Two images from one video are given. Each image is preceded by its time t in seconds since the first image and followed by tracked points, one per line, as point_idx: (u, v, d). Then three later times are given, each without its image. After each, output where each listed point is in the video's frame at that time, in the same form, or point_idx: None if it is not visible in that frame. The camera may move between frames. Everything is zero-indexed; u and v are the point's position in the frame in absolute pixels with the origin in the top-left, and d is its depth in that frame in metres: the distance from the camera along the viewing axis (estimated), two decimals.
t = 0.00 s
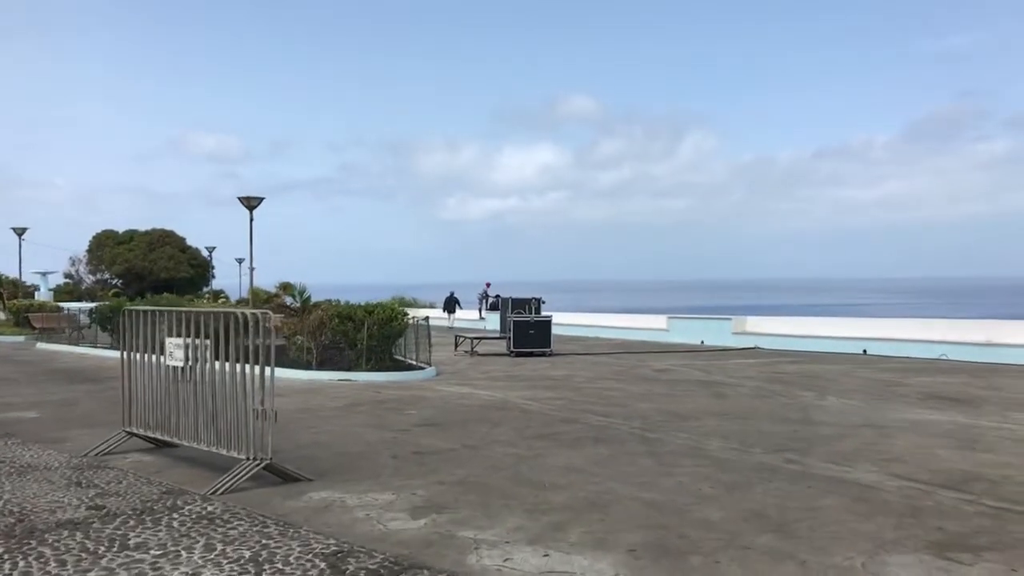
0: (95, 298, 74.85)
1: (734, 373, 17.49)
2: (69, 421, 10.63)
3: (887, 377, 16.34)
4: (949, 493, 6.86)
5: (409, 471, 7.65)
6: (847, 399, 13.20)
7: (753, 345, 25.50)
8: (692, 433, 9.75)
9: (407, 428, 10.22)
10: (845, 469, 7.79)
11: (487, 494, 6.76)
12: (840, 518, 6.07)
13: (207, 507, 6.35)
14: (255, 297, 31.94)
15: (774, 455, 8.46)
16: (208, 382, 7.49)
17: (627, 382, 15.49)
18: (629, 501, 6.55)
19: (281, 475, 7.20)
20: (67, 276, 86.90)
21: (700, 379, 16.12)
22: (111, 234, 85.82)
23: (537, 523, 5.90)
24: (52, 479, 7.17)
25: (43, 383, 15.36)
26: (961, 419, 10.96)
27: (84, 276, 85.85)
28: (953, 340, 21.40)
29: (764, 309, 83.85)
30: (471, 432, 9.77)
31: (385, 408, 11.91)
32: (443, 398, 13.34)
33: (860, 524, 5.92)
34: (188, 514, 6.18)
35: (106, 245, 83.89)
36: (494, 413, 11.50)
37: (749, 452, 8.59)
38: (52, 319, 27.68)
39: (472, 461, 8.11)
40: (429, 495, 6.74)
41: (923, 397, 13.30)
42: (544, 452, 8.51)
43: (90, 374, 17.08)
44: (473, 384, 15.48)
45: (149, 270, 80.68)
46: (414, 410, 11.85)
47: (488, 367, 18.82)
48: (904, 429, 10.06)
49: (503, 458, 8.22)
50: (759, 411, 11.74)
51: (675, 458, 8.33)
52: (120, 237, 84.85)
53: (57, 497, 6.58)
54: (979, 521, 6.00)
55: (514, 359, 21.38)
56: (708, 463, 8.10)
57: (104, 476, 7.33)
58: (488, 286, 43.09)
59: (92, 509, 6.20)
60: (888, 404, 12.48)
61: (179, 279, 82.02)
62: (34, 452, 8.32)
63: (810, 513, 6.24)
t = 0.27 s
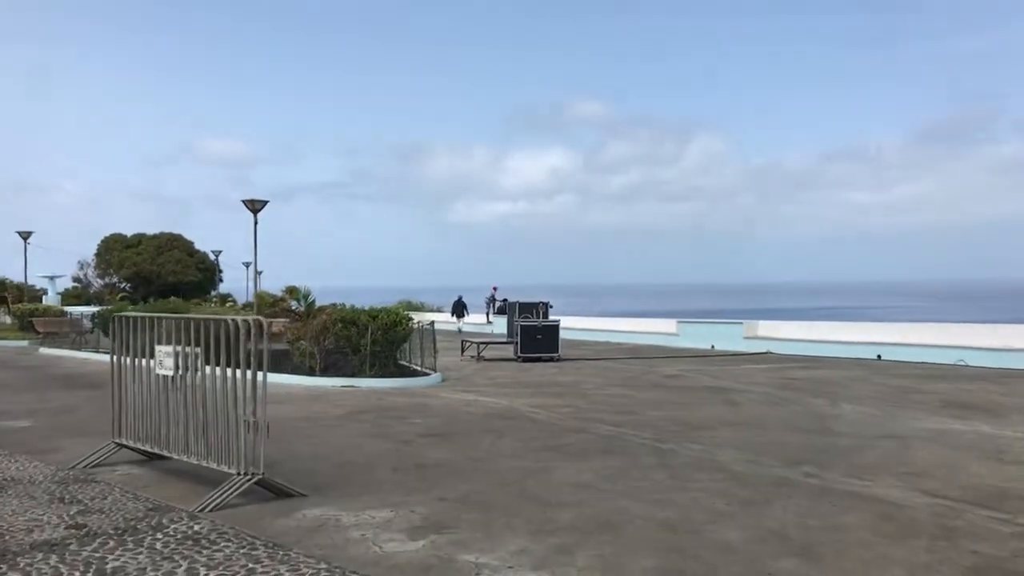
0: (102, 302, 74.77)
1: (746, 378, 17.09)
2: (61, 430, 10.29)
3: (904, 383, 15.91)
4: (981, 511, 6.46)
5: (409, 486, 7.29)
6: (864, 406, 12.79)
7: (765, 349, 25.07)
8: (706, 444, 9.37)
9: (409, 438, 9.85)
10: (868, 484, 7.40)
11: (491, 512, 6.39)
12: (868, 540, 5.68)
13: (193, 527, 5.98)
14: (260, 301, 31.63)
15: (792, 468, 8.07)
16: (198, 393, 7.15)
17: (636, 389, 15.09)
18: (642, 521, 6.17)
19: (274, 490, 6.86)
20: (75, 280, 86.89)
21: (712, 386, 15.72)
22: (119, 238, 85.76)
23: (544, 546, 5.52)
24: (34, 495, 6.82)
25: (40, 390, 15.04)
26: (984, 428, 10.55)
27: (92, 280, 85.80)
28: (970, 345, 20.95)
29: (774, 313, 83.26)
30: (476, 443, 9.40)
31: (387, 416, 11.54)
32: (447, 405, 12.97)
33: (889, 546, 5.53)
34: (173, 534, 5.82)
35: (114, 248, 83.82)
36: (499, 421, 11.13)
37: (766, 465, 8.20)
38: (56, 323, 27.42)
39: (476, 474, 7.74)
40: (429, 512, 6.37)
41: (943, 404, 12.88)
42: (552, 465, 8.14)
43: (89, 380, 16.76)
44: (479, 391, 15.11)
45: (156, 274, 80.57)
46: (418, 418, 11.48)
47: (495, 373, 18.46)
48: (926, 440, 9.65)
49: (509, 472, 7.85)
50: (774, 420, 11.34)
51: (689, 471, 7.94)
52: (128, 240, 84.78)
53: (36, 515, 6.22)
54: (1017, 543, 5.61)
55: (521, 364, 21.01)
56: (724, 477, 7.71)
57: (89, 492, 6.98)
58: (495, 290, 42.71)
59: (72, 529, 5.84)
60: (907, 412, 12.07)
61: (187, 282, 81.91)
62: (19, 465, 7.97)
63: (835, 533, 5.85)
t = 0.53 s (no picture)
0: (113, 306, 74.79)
1: (760, 384, 16.69)
2: (53, 439, 9.99)
3: (922, 388, 15.49)
4: (1013, 529, 6.07)
5: (407, 499, 6.94)
6: (882, 414, 12.39)
7: (778, 354, 24.64)
8: (718, 454, 9.00)
9: (411, 447, 9.51)
10: (891, 498, 7.01)
11: (492, 530, 6.04)
12: (895, 561, 5.30)
13: (175, 545, 5.65)
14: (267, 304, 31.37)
15: (810, 481, 7.69)
16: (186, 403, 6.83)
17: (647, 395, 14.72)
18: (652, 539, 5.81)
19: (263, 505, 6.53)
20: (86, 284, 87.05)
21: (725, 392, 15.33)
22: (130, 241, 85.86)
23: (546, 568, 5.16)
24: (13, 510, 6.50)
25: (38, 396, 14.76)
26: (1009, 437, 10.14)
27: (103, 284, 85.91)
28: (988, 349, 20.48)
29: (786, 316, 82.62)
30: (479, 453, 9.05)
31: (389, 424, 11.22)
32: (452, 411, 12.64)
33: (918, 569, 5.15)
34: (153, 553, 5.49)
35: (125, 252, 83.94)
36: (504, 429, 10.79)
37: (783, 478, 7.82)
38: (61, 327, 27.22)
39: (477, 487, 7.40)
40: (426, 530, 6.03)
41: (963, 411, 12.45)
42: (557, 477, 7.78)
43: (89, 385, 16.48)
44: (485, 397, 14.75)
45: (167, 278, 80.63)
46: (421, 426, 11.14)
47: (503, 378, 18.10)
48: (949, 449, 9.25)
49: (512, 484, 7.51)
50: (789, 428, 10.97)
51: (701, 484, 7.57)
52: (138, 244, 84.86)
53: (12, 532, 5.90)
54: None
55: (529, 369, 20.66)
56: (738, 490, 7.34)
57: (70, 506, 6.66)
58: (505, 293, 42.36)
59: (47, 549, 5.51)
60: (927, 419, 11.67)
61: (197, 286, 81.90)
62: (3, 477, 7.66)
63: (857, 553, 5.48)
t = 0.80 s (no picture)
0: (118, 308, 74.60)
1: (767, 387, 16.29)
2: (34, 445, 9.62)
3: (934, 392, 15.06)
4: None
5: (394, 512, 6.56)
6: (893, 418, 11.98)
7: (785, 356, 24.20)
8: (723, 463, 8.61)
9: (403, 454, 9.12)
10: (907, 511, 6.62)
11: (482, 546, 5.66)
12: None
13: (142, 563, 5.29)
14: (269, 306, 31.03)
15: (821, 492, 7.29)
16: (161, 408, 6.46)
17: (650, 399, 14.33)
18: (652, 556, 5.42)
19: (241, 518, 6.17)
20: (92, 286, 86.94)
21: (731, 396, 14.93)
22: (135, 243, 85.65)
23: None
24: None
25: (28, 400, 14.40)
26: None
27: (109, 286, 85.79)
28: (1000, 351, 20.01)
29: (794, 318, 82.07)
30: (475, 461, 8.67)
31: (383, 429, 10.84)
32: (449, 416, 12.27)
33: None
34: (116, 572, 5.12)
35: (130, 254, 83.80)
36: (502, 435, 10.41)
37: (792, 489, 7.42)
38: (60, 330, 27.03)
39: (469, 497, 7.03)
40: (412, 546, 5.65)
41: (979, 417, 12.03)
42: (554, 487, 7.40)
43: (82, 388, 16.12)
44: (485, 401, 14.38)
45: (172, 280, 80.46)
46: (416, 431, 10.76)
47: (504, 382, 17.72)
48: (967, 457, 8.84)
49: (506, 494, 7.14)
50: (798, 434, 10.57)
51: (706, 494, 7.18)
52: (143, 246, 84.71)
53: None
54: None
55: (532, 372, 20.28)
56: (745, 501, 6.95)
57: (38, 519, 6.30)
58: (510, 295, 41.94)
59: (4, 567, 5.15)
60: (941, 425, 11.26)
61: (202, 288, 81.70)
62: None
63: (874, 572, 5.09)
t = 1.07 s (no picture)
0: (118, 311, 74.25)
1: (774, 395, 15.87)
2: (12, 457, 9.24)
3: (947, 399, 14.63)
4: None
5: (382, 533, 6.17)
6: (906, 428, 11.57)
7: (791, 362, 23.79)
8: (732, 478, 8.19)
9: (396, 467, 8.73)
10: (928, 532, 6.22)
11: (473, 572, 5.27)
12: None
13: None
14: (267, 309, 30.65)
15: (836, 510, 6.89)
16: (133, 423, 6.06)
17: (654, 407, 13.92)
18: None
19: (218, 541, 5.77)
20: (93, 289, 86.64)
21: (737, 404, 14.51)
22: (136, 246, 85.36)
23: None
24: None
25: (14, 407, 14.01)
26: None
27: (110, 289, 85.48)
28: (1012, 357, 19.59)
29: (797, 322, 81.59)
30: (471, 475, 8.27)
31: (377, 440, 10.43)
32: (446, 425, 11.86)
33: None
34: None
35: (130, 257, 83.48)
36: (500, 446, 9.99)
37: (805, 507, 7.03)
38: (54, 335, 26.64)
39: (463, 517, 6.62)
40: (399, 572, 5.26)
41: (995, 426, 11.64)
42: (553, 505, 7.01)
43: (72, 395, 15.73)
44: (484, 409, 13.98)
45: (173, 283, 80.12)
46: (410, 442, 10.37)
47: (504, 388, 17.32)
48: (986, 472, 8.43)
49: (502, 513, 6.73)
50: (808, 445, 10.15)
51: (714, 513, 6.79)
52: (145, 249, 84.41)
53: None
54: None
55: (533, 378, 19.86)
56: (755, 520, 6.55)
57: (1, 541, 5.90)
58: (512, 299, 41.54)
59: None
60: (956, 435, 10.83)
61: (203, 291, 81.37)
62: None
63: None
